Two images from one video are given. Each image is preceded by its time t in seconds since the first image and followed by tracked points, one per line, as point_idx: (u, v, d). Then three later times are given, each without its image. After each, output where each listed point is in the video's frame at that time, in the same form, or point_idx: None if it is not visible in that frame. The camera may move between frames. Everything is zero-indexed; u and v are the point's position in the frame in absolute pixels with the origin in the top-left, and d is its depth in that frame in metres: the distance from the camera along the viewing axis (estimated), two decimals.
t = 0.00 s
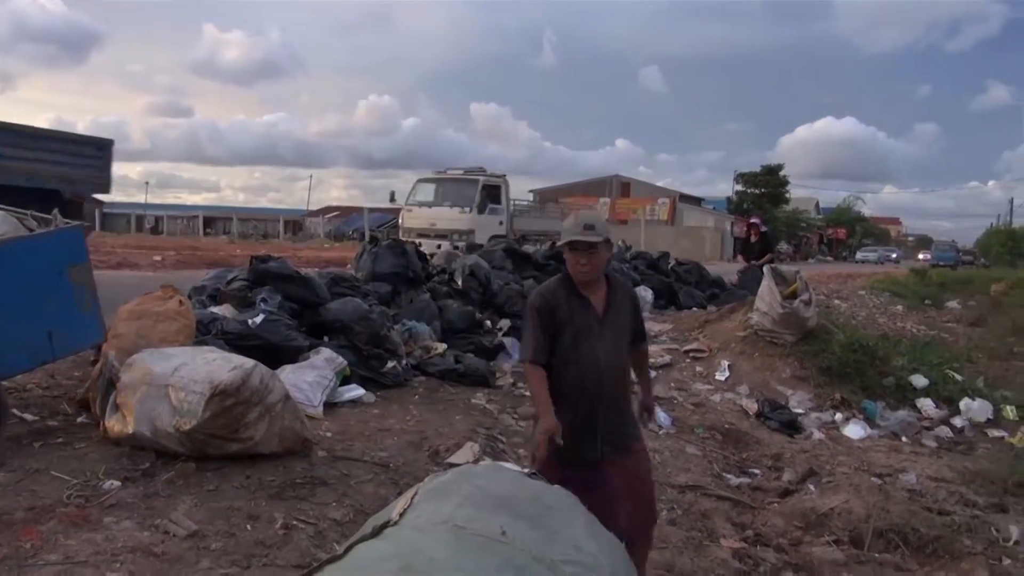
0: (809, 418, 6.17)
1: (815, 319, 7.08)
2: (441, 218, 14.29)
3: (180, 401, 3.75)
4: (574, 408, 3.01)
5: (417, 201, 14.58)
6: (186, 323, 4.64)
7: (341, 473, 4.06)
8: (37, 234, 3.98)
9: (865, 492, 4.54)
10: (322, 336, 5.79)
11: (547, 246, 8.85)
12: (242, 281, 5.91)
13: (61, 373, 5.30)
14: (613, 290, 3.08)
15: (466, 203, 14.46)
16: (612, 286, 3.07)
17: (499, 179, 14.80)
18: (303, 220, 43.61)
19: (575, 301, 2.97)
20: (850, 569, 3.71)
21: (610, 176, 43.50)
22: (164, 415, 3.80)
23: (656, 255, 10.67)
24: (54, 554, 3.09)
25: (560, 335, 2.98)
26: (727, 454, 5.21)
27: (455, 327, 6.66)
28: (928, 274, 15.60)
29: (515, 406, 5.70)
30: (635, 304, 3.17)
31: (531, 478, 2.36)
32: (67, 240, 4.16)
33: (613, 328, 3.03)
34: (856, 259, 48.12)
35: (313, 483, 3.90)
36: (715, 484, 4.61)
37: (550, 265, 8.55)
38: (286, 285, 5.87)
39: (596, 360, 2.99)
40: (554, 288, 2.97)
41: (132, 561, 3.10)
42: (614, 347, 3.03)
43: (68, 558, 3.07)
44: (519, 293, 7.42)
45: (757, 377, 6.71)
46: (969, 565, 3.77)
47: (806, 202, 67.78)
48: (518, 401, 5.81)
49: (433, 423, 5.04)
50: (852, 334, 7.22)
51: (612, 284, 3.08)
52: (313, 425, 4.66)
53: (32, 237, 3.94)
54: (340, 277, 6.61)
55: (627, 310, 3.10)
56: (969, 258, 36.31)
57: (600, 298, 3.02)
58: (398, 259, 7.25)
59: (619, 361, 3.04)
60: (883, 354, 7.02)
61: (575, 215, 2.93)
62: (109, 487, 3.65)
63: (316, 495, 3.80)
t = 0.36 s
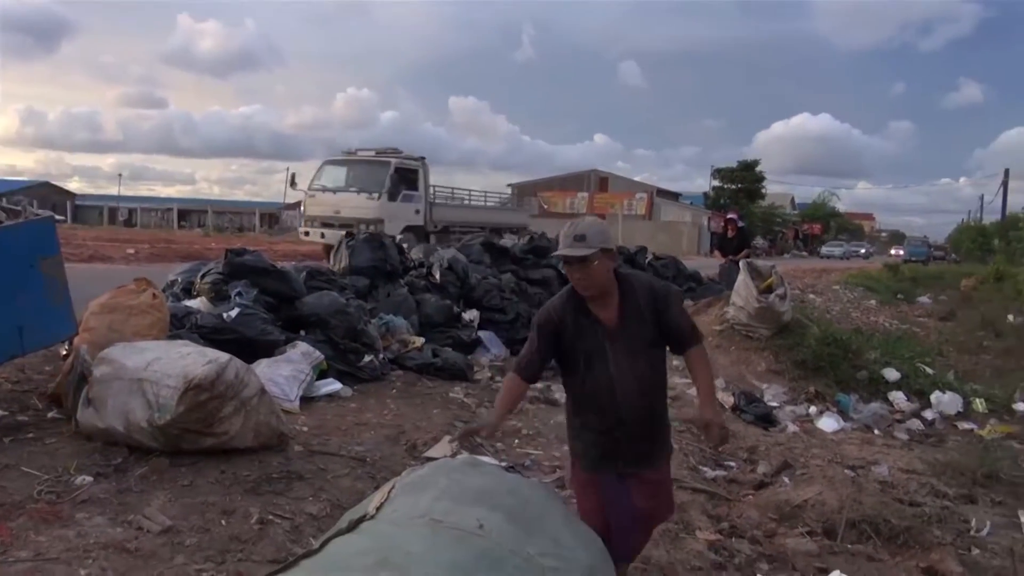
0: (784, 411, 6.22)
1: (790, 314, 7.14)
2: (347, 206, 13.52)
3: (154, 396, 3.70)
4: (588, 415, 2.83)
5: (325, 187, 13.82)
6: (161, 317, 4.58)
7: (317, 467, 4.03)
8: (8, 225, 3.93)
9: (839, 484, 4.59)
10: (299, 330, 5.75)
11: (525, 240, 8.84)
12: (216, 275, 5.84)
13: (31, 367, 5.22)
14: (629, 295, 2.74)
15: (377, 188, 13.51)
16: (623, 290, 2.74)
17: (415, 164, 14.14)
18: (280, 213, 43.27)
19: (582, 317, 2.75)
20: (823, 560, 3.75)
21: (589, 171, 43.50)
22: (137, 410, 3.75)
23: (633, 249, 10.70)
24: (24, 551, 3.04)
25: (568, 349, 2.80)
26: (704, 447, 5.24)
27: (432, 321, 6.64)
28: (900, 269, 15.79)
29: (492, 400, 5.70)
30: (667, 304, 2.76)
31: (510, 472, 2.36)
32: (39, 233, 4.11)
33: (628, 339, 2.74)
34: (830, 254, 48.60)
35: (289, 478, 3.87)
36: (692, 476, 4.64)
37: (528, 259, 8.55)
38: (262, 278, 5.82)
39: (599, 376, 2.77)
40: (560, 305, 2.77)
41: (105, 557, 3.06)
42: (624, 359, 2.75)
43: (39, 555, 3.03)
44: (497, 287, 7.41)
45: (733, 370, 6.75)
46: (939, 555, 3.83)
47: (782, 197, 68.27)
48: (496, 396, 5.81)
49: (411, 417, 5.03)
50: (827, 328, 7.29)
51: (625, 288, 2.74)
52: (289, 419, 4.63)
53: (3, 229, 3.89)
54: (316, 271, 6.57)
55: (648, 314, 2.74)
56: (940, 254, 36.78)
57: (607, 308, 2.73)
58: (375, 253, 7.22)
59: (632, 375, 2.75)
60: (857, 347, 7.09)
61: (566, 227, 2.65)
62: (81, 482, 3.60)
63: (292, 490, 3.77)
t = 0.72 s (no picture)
0: (777, 404, 6.23)
1: (782, 308, 7.16)
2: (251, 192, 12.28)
3: (146, 390, 3.68)
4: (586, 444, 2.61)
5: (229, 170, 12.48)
6: (152, 312, 4.57)
7: (311, 461, 4.03)
8: None
9: (831, 477, 4.61)
10: (292, 324, 5.73)
11: (519, 234, 8.82)
12: (209, 270, 5.82)
13: (23, 361, 5.20)
14: (598, 332, 2.40)
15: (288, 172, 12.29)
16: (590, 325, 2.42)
17: (335, 145, 12.83)
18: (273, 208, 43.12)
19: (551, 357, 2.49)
20: (816, 553, 3.77)
21: (583, 165, 43.43)
22: (130, 405, 3.73)
23: (626, 243, 10.70)
24: (17, 546, 3.03)
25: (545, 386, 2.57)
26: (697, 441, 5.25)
27: (426, 315, 6.63)
28: (892, 263, 15.84)
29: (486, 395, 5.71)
30: (638, 348, 2.37)
31: (503, 467, 2.36)
32: (29, 226, 4.09)
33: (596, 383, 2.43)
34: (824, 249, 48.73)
35: (283, 473, 3.87)
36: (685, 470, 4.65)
37: (522, 254, 8.54)
38: (255, 272, 5.79)
39: (576, 410, 2.53)
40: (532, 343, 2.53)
41: (98, 552, 3.06)
42: (597, 397, 2.46)
43: (31, 550, 3.01)
44: (491, 282, 7.40)
45: (726, 364, 6.77)
46: (930, 548, 3.85)
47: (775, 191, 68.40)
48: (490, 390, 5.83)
49: (404, 412, 5.03)
50: (819, 322, 7.31)
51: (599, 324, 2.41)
52: (283, 413, 4.62)
53: None
54: (310, 265, 6.55)
55: (617, 357, 2.39)
56: (932, 248, 36.88)
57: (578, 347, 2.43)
58: (368, 247, 7.21)
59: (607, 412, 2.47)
60: (849, 341, 7.11)
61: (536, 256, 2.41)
62: (73, 477, 3.59)
63: (286, 484, 3.77)
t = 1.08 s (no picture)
0: (774, 400, 6.24)
1: (780, 304, 7.16)
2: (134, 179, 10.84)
3: (143, 386, 3.67)
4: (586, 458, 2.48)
5: (114, 156, 11.10)
6: (150, 307, 4.56)
7: (308, 458, 4.02)
8: None
9: (828, 472, 4.62)
10: (289, 320, 5.72)
11: (517, 230, 8.81)
12: (205, 266, 5.80)
13: (18, 358, 5.18)
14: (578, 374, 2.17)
15: (172, 157, 10.76)
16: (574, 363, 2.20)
17: (238, 127, 11.54)
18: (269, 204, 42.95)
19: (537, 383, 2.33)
20: (813, 548, 3.78)
21: (581, 161, 43.33)
22: (127, 401, 3.72)
23: (624, 240, 10.69)
24: (14, 542, 3.03)
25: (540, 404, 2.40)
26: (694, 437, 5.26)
27: (423, 311, 6.63)
28: (889, 259, 15.85)
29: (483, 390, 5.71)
30: (601, 407, 2.11)
31: (498, 465, 2.49)
32: (25, 222, 4.08)
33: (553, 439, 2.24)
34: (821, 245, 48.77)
35: (280, 469, 3.86)
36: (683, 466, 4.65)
37: (519, 250, 8.53)
38: (251, 268, 5.78)
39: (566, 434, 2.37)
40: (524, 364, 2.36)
41: (95, 548, 3.05)
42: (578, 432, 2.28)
43: (28, 546, 3.01)
44: (488, 278, 7.40)
45: (723, 360, 6.77)
46: (927, 543, 3.86)
47: (772, 187, 68.41)
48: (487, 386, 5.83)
49: (401, 407, 5.03)
50: (816, 318, 7.31)
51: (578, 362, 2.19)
52: (280, 410, 4.61)
53: None
54: (307, 261, 6.54)
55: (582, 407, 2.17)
56: (928, 244, 36.90)
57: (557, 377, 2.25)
58: (365, 243, 7.20)
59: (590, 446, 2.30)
60: (846, 337, 7.11)
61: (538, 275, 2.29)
62: (70, 474, 3.58)
63: (283, 480, 3.77)
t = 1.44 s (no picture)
0: (770, 395, 6.25)
1: (776, 299, 7.17)
2: None
3: (138, 382, 3.66)
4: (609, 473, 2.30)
5: None
6: (146, 303, 4.56)
7: (304, 454, 4.02)
8: None
9: (824, 468, 4.63)
10: (285, 316, 5.71)
11: (513, 225, 8.80)
12: (200, 263, 5.79)
13: (13, 354, 5.17)
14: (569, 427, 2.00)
15: None
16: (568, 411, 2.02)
17: (75, 96, 10.52)
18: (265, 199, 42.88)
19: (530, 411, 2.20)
20: (809, 543, 3.78)
21: (577, 157, 43.33)
22: (122, 397, 3.72)
23: (620, 235, 10.69)
24: (9, 539, 3.02)
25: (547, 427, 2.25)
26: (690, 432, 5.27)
27: (420, 307, 6.62)
28: (885, 254, 15.87)
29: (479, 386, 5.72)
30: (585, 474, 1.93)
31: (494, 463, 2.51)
32: (19, 218, 4.06)
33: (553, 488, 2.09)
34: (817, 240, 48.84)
35: (276, 465, 3.86)
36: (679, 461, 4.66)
37: (516, 245, 8.52)
38: (247, 264, 5.77)
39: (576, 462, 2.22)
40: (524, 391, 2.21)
41: (91, 545, 3.05)
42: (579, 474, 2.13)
43: (23, 543, 3.00)
44: (485, 273, 7.38)
45: (719, 356, 6.79)
46: (922, 537, 3.87)
47: (768, 183, 68.50)
48: (483, 382, 5.84)
49: (398, 403, 5.03)
50: (812, 314, 7.32)
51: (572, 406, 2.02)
52: (276, 406, 4.60)
53: None
54: (303, 257, 6.53)
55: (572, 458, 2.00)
56: (924, 240, 36.97)
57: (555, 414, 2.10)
58: (362, 239, 7.18)
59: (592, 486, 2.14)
60: (842, 332, 7.12)
61: (537, 312, 2.12)
62: (65, 471, 3.58)
63: (280, 476, 3.77)
